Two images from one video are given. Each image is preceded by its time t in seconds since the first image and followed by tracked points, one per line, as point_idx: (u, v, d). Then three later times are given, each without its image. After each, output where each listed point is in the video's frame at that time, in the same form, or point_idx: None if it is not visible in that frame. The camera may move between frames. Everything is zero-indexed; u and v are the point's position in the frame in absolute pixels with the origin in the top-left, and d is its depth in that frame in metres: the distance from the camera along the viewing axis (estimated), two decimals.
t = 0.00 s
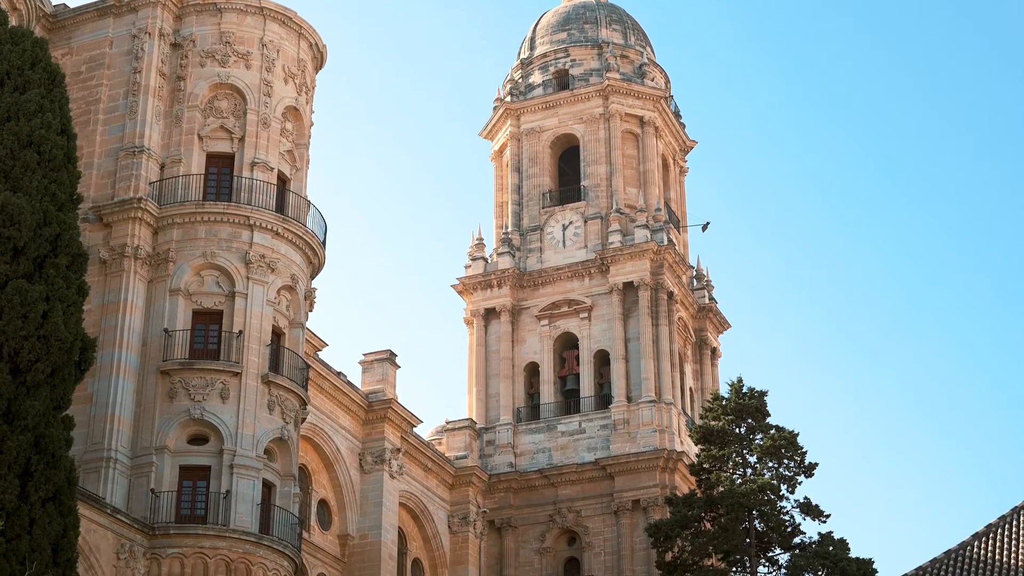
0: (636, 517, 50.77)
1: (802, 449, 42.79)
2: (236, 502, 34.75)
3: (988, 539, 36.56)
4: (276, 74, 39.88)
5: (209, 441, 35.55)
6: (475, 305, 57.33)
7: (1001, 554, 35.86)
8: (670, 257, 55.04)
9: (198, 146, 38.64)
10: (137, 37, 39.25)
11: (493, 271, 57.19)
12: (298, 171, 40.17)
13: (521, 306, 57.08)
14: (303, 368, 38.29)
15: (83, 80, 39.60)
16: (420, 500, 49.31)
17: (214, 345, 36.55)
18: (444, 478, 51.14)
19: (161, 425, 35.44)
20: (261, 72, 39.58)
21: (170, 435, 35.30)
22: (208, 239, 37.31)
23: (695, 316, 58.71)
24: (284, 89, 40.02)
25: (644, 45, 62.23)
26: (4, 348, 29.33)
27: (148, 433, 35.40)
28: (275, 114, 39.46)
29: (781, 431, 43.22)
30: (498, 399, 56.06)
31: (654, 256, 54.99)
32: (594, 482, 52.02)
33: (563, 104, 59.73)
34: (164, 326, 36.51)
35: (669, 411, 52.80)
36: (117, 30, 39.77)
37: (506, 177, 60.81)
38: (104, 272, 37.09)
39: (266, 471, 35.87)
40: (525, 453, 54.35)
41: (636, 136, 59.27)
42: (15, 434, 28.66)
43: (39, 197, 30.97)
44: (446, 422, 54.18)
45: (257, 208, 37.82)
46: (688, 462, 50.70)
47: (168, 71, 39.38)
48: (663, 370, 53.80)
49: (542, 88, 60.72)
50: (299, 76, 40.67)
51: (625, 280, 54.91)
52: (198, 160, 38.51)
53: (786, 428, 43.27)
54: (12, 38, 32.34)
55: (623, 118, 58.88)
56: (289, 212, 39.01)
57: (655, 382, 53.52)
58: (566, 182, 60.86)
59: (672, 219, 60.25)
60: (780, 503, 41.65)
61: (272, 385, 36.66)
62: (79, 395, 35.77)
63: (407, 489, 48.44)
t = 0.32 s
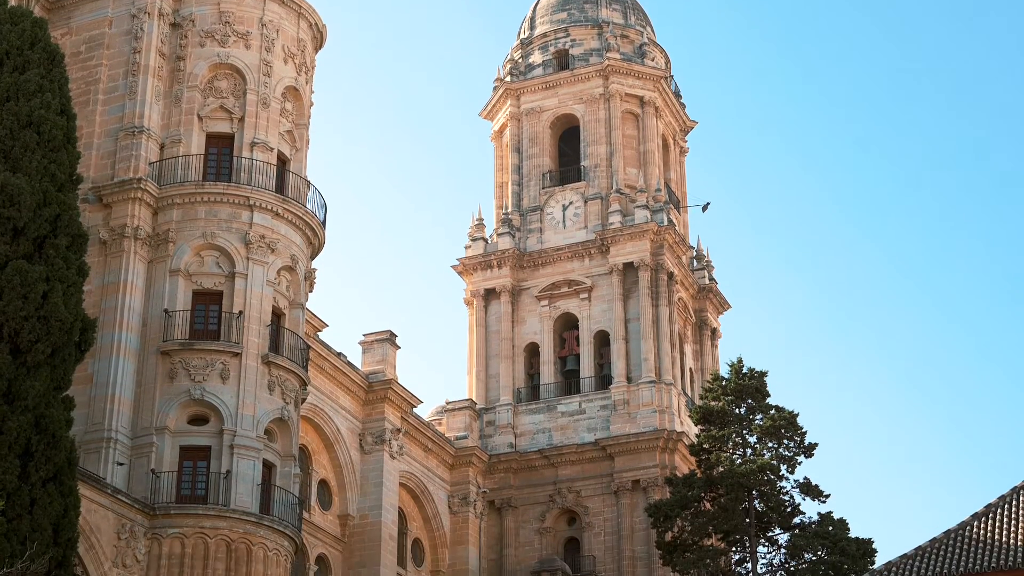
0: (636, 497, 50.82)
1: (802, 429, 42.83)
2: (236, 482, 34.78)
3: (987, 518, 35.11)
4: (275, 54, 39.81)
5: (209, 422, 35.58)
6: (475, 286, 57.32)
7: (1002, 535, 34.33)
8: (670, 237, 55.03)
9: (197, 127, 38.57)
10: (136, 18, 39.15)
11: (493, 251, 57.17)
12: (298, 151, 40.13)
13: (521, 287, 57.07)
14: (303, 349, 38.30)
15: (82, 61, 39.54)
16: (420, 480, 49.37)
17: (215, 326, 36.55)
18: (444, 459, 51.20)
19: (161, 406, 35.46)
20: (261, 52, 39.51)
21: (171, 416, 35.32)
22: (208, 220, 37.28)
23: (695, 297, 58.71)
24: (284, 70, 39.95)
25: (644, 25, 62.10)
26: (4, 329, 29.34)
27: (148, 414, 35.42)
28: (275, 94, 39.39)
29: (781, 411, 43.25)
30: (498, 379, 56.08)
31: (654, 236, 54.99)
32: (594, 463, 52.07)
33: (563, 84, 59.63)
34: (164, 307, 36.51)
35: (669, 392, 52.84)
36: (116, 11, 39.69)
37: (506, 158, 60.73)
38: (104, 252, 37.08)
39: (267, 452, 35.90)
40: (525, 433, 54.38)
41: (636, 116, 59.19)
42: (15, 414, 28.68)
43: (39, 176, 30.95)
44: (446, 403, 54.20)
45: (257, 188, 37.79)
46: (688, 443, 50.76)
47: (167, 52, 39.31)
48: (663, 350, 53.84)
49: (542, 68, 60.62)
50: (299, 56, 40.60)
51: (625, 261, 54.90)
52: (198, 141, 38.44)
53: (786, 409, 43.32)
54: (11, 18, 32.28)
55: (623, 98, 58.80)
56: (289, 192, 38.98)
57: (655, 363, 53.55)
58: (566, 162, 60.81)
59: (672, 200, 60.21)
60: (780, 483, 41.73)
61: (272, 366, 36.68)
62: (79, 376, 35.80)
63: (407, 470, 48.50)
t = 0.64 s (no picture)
0: (636, 478, 50.89)
1: (802, 410, 42.85)
2: (237, 463, 34.81)
3: (988, 499, 34.74)
4: (275, 35, 39.76)
5: (209, 402, 35.61)
6: (475, 267, 57.31)
7: (1002, 515, 33.92)
8: (670, 218, 55.03)
9: (197, 108, 38.51)
10: None
11: (493, 232, 57.16)
12: (298, 132, 40.09)
13: (521, 268, 57.07)
14: (304, 330, 38.33)
15: (81, 42, 39.49)
16: (420, 461, 49.43)
17: (215, 307, 36.56)
18: (444, 440, 51.26)
19: (162, 387, 35.48)
20: (261, 33, 39.45)
21: (171, 396, 35.34)
22: (208, 201, 37.26)
23: (695, 278, 58.72)
24: (283, 50, 39.90)
25: (645, 5, 61.97)
26: (4, 310, 29.35)
27: (149, 395, 35.44)
28: (274, 75, 39.34)
29: (781, 392, 43.26)
30: (498, 360, 56.10)
31: (654, 217, 54.97)
32: (594, 444, 52.13)
33: (563, 64, 59.54)
34: (164, 288, 36.51)
35: (669, 372, 52.87)
36: None
37: (506, 139, 60.67)
38: (103, 233, 37.09)
39: (267, 432, 35.93)
40: (526, 414, 54.41)
41: (636, 97, 59.10)
42: (15, 395, 28.71)
43: (38, 157, 30.93)
44: (446, 384, 54.22)
45: (257, 169, 37.76)
46: (688, 424, 50.80)
47: (167, 32, 39.23)
48: (663, 331, 53.87)
49: (542, 49, 60.52)
50: (298, 36, 40.54)
51: (625, 242, 54.90)
52: (198, 122, 38.38)
53: (785, 390, 43.34)
54: None
55: (623, 79, 58.72)
56: (289, 173, 38.95)
57: (655, 344, 53.59)
58: (566, 143, 60.75)
59: (672, 181, 60.16)
60: (779, 464, 41.68)
61: (272, 347, 36.70)
62: (79, 357, 35.83)
63: (407, 451, 48.55)
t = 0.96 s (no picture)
0: (636, 458, 50.96)
1: (802, 390, 42.86)
2: (238, 444, 34.85)
3: (987, 479, 34.76)
4: (275, 15, 39.69)
5: (210, 383, 35.63)
6: (475, 248, 57.30)
7: (1002, 494, 33.96)
8: (670, 199, 55.03)
9: (197, 88, 38.39)
10: None
11: (493, 213, 57.13)
12: (297, 113, 40.02)
13: (522, 248, 57.06)
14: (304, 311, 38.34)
15: (80, 23, 39.44)
16: (421, 441, 49.49)
17: (215, 287, 36.57)
18: (444, 420, 51.31)
19: (163, 368, 35.50)
20: (260, 14, 39.37)
21: (171, 377, 35.36)
22: (208, 181, 37.23)
23: (695, 259, 58.71)
24: (282, 31, 39.83)
25: None
26: (4, 292, 29.36)
27: (149, 375, 35.46)
28: (274, 56, 39.27)
29: (780, 373, 43.27)
30: (498, 341, 56.10)
31: (654, 198, 54.94)
32: (594, 424, 52.17)
33: (563, 45, 59.43)
34: (164, 269, 36.51)
35: (670, 352, 52.91)
36: None
37: (506, 119, 60.59)
38: (103, 214, 37.10)
39: (267, 413, 35.96)
40: (526, 394, 54.44)
41: (636, 77, 59.00)
42: (16, 375, 28.74)
43: (38, 138, 30.90)
44: (446, 364, 54.25)
45: (256, 149, 37.72)
46: (688, 404, 50.85)
47: (166, 13, 39.15)
48: (663, 311, 53.88)
49: (542, 30, 60.41)
50: (297, 17, 40.47)
51: (625, 223, 54.90)
52: (197, 102, 38.27)
53: (785, 370, 43.35)
54: None
55: (623, 59, 58.63)
56: (288, 154, 38.91)
57: (655, 324, 53.62)
58: (566, 123, 60.68)
59: (673, 161, 60.08)
60: (779, 444, 41.76)
61: (272, 327, 36.71)
62: (80, 338, 35.87)
63: (407, 431, 48.58)
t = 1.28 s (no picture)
0: (636, 436, 51.03)
1: (802, 367, 42.88)
2: (238, 421, 34.90)
3: (987, 456, 34.78)
4: None
5: (211, 360, 35.66)
6: (475, 225, 57.25)
7: (1002, 471, 33.98)
8: (670, 176, 54.96)
9: (196, 66, 38.32)
10: None
11: (494, 191, 57.09)
12: (297, 90, 39.96)
13: (522, 226, 57.05)
14: (305, 289, 38.34)
15: None
16: (421, 419, 49.55)
17: (216, 265, 36.57)
18: (445, 398, 51.35)
19: (164, 346, 35.52)
20: None
21: (172, 354, 35.39)
22: (208, 159, 37.18)
23: (695, 236, 58.68)
24: (282, 8, 39.76)
25: None
26: (5, 270, 29.36)
27: (150, 353, 35.48)
28: (274, 34, 39.20)
29: (780, 350, 43.27)
30: (499, 318, 56.11)
31: (654, 175, 54.90)
32: (594, 401, 52.22)
33: (564, 22, 59.30)
34: (165, 246, 36.50)
35: (670, 330, 52.94)
36: None
37: (506, 96, 60.52)
38: (104, 191, 37.08)
39: (268, 391, 36.00)
40: (526, 372, 54.47)
41: (637, 55, 58.89)
42: (17, 353, 28.76)
43: (38, 115, 30.86)
44: (446, 342, 54.27)
45: (256, 127, 37.67)
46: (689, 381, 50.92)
47: None
48: (663, 289, 53.89)
49: (542, 7, 60.28)
50: None
51: (625, 200, 54.87)
52: (197, 80, 38.21)
53: (785, 347, 43.36)
54: None
55: (624, 36, 58.51)
56: (289, 132, 38.86)
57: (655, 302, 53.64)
58: (567, 101, 60.59)
59: (673, 139, 60.00)
60: (779, 421, 41.82)
61: (273, 305, 36.71)
62: (80, 315, 35.89)
63: (407, 409, 48.63)
